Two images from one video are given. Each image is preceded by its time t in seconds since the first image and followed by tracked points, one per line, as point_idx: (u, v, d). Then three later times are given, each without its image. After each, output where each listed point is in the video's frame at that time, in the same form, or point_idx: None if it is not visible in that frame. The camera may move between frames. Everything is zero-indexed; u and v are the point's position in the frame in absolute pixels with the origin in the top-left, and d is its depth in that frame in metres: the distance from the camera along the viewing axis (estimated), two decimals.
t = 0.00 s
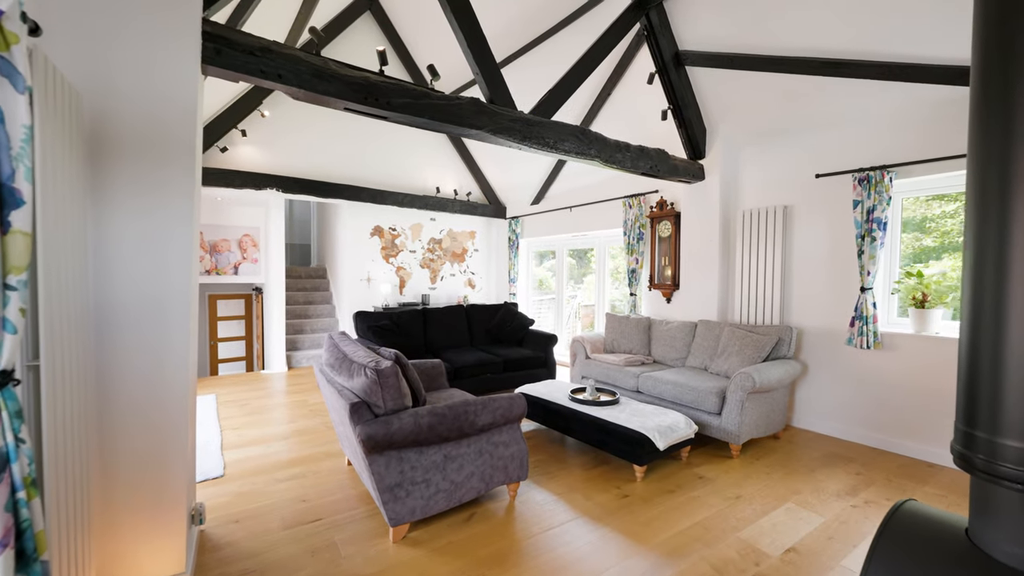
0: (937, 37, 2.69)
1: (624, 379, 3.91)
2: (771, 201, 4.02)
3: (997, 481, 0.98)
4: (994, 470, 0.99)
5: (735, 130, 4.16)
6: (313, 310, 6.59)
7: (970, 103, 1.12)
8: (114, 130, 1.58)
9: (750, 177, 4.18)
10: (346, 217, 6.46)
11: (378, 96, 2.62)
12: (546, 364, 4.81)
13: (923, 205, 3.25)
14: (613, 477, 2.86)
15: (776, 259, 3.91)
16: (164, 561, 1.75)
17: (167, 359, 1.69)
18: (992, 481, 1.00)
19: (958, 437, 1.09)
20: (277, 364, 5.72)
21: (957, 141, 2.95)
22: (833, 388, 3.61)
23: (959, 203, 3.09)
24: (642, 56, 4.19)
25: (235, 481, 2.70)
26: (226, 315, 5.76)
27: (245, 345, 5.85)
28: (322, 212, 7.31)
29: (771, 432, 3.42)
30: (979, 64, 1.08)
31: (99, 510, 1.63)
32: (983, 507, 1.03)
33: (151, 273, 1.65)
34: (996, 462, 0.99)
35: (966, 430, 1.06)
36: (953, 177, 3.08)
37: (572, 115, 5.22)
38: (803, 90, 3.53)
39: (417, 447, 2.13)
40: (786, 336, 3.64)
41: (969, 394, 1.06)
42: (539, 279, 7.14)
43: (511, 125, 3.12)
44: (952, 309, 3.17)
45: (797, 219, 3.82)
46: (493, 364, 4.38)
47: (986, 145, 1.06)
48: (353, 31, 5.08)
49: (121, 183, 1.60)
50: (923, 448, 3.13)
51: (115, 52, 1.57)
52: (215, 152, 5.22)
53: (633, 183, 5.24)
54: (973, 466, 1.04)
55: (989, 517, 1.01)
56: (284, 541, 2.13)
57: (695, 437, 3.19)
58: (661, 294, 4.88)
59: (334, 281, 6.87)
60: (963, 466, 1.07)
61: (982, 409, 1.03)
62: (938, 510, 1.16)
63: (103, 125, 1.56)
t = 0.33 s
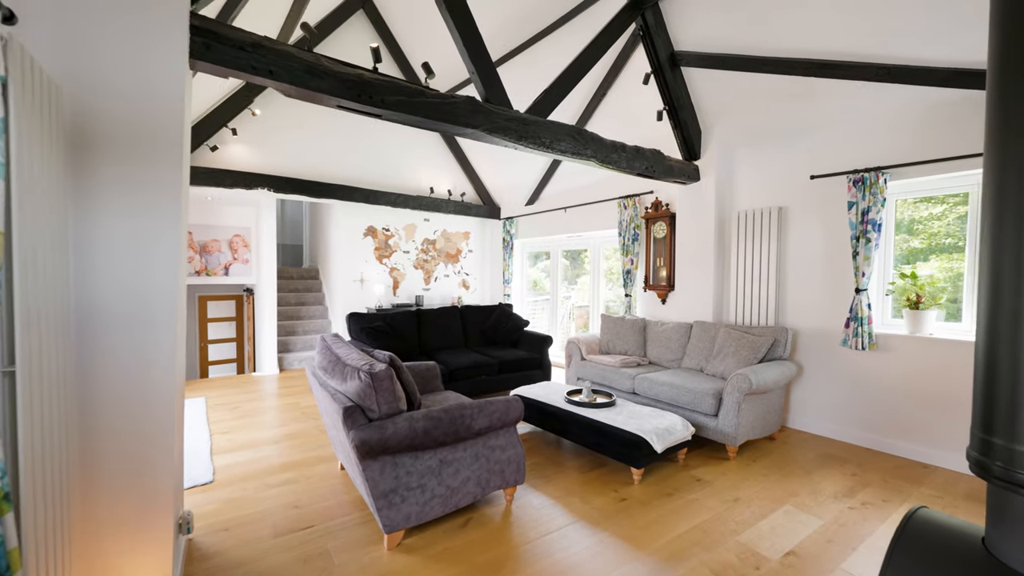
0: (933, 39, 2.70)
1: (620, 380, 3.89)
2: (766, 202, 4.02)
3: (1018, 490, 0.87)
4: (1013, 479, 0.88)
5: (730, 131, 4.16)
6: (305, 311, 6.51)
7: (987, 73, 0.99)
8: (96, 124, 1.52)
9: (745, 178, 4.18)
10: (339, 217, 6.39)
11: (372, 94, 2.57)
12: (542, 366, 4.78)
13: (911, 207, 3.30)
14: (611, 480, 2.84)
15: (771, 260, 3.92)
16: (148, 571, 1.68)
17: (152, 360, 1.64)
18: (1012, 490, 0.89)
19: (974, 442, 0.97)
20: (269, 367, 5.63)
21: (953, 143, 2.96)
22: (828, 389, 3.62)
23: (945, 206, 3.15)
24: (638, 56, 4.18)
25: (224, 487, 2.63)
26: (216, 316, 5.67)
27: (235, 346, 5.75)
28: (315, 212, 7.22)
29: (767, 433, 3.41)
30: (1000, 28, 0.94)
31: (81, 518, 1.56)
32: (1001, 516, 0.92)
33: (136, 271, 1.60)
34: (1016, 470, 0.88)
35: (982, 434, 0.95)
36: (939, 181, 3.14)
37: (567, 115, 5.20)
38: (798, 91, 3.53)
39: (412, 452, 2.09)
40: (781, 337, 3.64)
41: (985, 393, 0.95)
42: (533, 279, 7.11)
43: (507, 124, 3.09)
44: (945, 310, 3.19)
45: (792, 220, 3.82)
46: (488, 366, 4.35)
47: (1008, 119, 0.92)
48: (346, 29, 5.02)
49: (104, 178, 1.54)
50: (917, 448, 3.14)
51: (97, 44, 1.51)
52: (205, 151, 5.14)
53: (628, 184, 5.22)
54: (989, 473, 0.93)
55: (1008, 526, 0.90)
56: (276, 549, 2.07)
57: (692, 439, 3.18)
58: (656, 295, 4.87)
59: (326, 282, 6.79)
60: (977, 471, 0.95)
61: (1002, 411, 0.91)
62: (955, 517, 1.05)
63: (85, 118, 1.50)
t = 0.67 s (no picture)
0: (927, 41, 2.72)
1: (616, 381, 3.87)
2: (760, 202, 4.03)
3: None
4: None
5: (725, 132, 4.17)
6: (297, 312, 6.44)
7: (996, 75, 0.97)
8: (79, 119, 1.47)
9: (740, 179, 4.18)
10: (331, 217, 6.32)
11: (365, 91, 2.53)
12: (537, 367, 4.75)
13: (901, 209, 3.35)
14: (607, 482, 2.81)
15: (766, 261, 3.92)
16: None
17: (139, 364, 1.59)
18: None
19: (982, 445, 0.96)
20: (260, 368, 5.56)
21: (947, 145, 2.98)
22: (822, 389, 3.63)
23: (933, 207, 3.20)
24: (633, 56, 4.16)
25: (213, 493, 2.57)
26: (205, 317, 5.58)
27: (226, 348, 5.67)
28: (307, 212, 7.15)
29: (762, 434, 3.41)
30: (1009, 29, 0.92)
31: (60, 526, 1.50)
32: (1010, 520, 0.91)
33: (120, 272, 1.54)
34: None
35: (993, 440, 0.93)
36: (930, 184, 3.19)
37: (562, 115, 5.18)
38: (793, 93, 3.54)
39: (407, 456, 2.05)
40: (776, 338, 3.64)
41: (998, 397, 0.93)
42: (528, 280, 7.09)
43: (502, 123, 3.06)
44: (939, 310, 3.21)
45: (786, 220, 3.83)
46: (483, 367, 4.31)
47: (1018, 119, 0.91)
48: (338, 26, 4.97)
49: (88, 175, 1.49)
50: (910, 447, 3.16)
51: (81, 36, 1.46)
52: (194, 149, 5.05)
53: (623, 184, 5.22)
54: (1000, 478, 0.91)
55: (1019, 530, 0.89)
56: (267, 556, 2.02)
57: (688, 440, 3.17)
58: (651, 295, 4.86)
59: (318, 283, 6.72)
60: (988, 476, 0.94)
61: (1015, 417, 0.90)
62: (958, 521, 1.03)
63: (68, 114, 1.45)
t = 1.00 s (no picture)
0: (921, 41, 2.73)
1: (612, 381, 3.86)
2: (755, 202, 4.03)
3: None
4: None
5: (720, 132, 4.18)
6: (289, 312, 6.36)
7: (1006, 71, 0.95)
8: (62, 114, 1.42)
9: (735, 179, 4.19)
10: (323, 216, 6.25)
11: (359, 87, 2.49)
12: (532, 367, 4.72)
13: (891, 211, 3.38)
14: (604, 483, 2.79)
15: (761, 260, 3.93)
16: None
17: (126, 366, 1.54)
18: None
19: (992, 448, 0.93)
20: (251, 369, 5.48)
21: (940, 146, 3.00)
22: (817, 389, 3.64)
23: (921, 208, 3.24)
24: (629, 55, 4.15)
25: (203, 497, 2.52)
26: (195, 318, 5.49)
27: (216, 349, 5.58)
28: (299, 211, 7.06)
29: (758, 434, 3.41)
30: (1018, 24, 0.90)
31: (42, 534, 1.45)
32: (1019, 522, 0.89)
33: (105, 271, 1.49)
34: None
35: (1004, 442, 0.91)
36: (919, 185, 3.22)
37: (557, 113, 5.16)
38: (787, 93, 3.55)
39: (401, 459, 2.01)
40: (772, 337, 3.64)
41: (1009, 400, 0.91)
42: (522, 280, 7.06)
43: (498, 121, 3.03)
44: (931, 309, 3.23)
45: (780, 220, 3.84)
46: (478, 367, 4.28)
47: None
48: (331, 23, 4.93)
49: (72, 171, 1.44)
50: (904, 446, 3.18)
51: (63, 27, 1.41)
52: (184, 146, 4.97)
53: (618, 184, 5.21)
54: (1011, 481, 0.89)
55: None
56: (258, 562, 1.98)
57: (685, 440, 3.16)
58: (646, 295, 4.85)
59: (311, 283, 6.64)
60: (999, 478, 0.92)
61: None
62: (968, 525, 1.02)
63: (51, 108, 1.40)
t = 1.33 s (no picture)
0: (915, 40, 2.74)
1: (608, 380, 3.84)
2: (750, 202, 4.04)
3: None
4: None
5: (715, 131, 4.18)
6: (281, 312, 6.29)
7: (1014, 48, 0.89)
8: (48, 107, 1.37)
9: (730, 179, 4.19)
10: (316, 215, 6.19)
11: (353, 83, 2.45)
12: (527, 367, 4.70)
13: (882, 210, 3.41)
14: (601, 483, 2.78)
15: (756, 259, 3.94)
16: None
17: (113, 366, 1.49)
18: None
19: (1003, 446, 0.89)
20: (242, 370, 5.41)
21: (933, 146, 3.01)
22: (811, 388, 3.65)
23: (910, 208, 3.27)
24: (624, 53, 4.13)
25: (193, 501, 2.47)
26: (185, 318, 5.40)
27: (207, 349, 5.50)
28: (291, 209, 6.98)
29: (753, 433, 3.42)
30: None
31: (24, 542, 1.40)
32: None
33: (93, 268, 1.45)
34: None
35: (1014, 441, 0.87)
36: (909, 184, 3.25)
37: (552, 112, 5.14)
38: (783, 93, 3.56)
39: (397, 460, 1.98)
40: (767, 336, 3.65)
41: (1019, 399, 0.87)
42: (517, 279, 7.04)
43: (494, 118, 3.01)
44: (923, 309, 3.25)
45: (775, 220, 3.85)
46: (473, 367, 4.24)
47: None
48: (325, 20, 4.89)
49: (58, 166, 1.39)
50: (896, 444, 3.20)
51: (48, 17, 1.36)
52: (173, 144, 4.89)
53: (613, 183, 5.21)
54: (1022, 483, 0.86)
55: None
56: (250, 568, 1.93)
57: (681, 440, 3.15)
58: (642, 294, 4.85)
59: (303, 282, 6.57)
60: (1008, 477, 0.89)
61: None
62: (976, 525, 1.00)
63: (35, 101, 1.35)
